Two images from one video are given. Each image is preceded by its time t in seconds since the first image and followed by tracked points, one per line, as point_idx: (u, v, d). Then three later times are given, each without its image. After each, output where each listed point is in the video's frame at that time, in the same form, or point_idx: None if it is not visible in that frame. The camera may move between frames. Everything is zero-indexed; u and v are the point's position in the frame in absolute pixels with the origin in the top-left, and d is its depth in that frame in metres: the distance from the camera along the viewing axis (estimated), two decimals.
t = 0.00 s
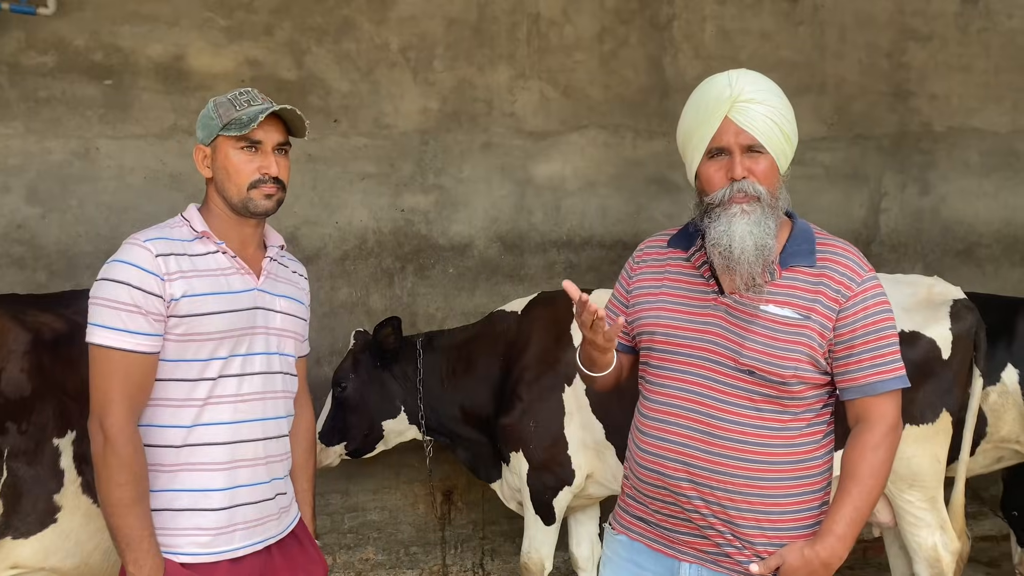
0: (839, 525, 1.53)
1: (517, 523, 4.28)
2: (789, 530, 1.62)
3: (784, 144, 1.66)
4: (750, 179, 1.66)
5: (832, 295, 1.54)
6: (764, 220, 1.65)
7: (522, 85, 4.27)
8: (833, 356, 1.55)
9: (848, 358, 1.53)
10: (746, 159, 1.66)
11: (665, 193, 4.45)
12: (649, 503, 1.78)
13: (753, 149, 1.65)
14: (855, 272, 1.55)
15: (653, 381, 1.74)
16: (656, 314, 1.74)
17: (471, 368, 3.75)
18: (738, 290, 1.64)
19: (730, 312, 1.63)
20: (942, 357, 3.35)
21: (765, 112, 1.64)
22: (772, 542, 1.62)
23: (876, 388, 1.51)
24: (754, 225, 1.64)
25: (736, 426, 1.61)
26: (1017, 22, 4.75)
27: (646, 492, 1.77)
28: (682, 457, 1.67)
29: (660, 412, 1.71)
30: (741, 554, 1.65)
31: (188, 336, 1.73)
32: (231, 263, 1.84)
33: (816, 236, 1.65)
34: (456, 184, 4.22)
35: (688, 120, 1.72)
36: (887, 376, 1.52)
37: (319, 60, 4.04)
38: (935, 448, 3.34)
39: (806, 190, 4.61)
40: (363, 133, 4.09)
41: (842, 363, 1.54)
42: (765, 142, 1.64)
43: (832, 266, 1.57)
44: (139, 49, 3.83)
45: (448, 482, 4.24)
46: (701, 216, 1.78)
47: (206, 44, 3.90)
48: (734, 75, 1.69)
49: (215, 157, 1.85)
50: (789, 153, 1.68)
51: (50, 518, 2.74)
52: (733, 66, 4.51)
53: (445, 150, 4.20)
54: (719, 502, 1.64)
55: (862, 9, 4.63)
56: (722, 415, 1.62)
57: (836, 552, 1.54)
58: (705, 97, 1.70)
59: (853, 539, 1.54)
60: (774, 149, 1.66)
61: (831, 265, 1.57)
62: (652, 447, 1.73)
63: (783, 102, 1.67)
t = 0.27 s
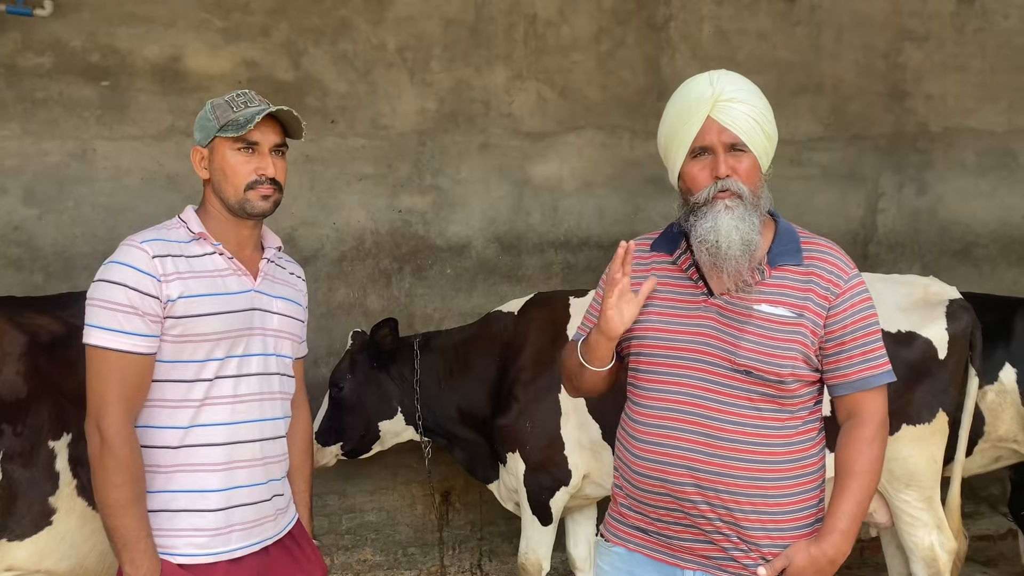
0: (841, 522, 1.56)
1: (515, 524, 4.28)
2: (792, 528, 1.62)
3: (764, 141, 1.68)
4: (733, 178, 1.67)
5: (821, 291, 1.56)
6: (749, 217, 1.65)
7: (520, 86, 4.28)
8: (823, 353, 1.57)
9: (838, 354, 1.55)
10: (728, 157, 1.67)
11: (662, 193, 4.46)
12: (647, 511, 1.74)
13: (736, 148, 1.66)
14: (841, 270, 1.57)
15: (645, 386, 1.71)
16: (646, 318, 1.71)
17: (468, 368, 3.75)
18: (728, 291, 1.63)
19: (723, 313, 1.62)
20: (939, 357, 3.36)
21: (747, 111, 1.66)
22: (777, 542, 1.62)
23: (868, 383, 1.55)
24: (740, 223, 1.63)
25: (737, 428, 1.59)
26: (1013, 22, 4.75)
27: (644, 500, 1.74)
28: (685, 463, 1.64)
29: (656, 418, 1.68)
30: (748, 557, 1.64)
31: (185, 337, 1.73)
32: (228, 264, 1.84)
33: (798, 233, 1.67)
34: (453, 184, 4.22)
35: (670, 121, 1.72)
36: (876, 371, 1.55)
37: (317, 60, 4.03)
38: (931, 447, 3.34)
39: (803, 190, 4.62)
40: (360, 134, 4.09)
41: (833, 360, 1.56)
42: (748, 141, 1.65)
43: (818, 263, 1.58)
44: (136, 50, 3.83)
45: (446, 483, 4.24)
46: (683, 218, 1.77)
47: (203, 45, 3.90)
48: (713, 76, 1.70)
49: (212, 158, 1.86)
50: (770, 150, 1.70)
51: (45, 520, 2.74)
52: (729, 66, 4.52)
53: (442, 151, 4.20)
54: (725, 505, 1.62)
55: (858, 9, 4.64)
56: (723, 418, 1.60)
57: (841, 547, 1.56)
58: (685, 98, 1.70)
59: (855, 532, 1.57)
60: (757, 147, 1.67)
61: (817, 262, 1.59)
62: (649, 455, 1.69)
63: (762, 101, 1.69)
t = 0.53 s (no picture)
0: (831, 520, 1.56)
1: (514, 525, 4.28)
2: (782, 529, 1.62)
3: (749, 141, 1.68)
4: (720, 178, 1.67)
5: (809, 289, 1.57)
6: (735, 217, 1.66)
7: (517, 87, 4.28)
8: (811, 351, 1.59)
9: (827, 352, 1.57)
10: (714, 157, 1.67)
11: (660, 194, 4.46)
12: (636, 514, 1.73)
13: (722, 148, 1.67)
14: (829, 268, 1.59)
15: (635, 387, 1.70)
16: (635, 318, 1.70)
17: (467, 369, 3.76)
18: (717, 291, 1.64)
19: (712, 312, 1.62)
20: (937, 358, 3.36)
21: (731, 111, 1.66)
22: (766, 543, 1.61)
23: (856, 380, 1.56)
24: (726, 223, 1.64)
25: (728, 428, 1.59)
26: (1009, 22, 4.76)
27: (634, 502, 1.72)
28: (676, 463, 1.63)
29: (647, 419, 1.67)
30: (738, 559, 1.63)
31: (183, 339, 1.73)
32: (226, 265, 1.84)
33: (786, 233, 1.68)
34: (451, 185, 4.22)
35: (654, 122, 1.72)
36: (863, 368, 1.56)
37: (314, 62, 4.03)
38: (930, 448, 3.35)
39: (801, 190, 4.62)
40: (358, 135, 4.09)
41: (821, 358, 1.58)
42: (733, 141, 1.65)
43: (807, 261, 1.60)
44: (133, 52, 3.82)
45: (444, 484, 4.24)
46: (669, 218, 1.78)
47: (201, 46, 3.90)
48: (696, 77, 1.71)
49: (209, 160, 1.85)
50: (754, 150, 1.70)
51: (43, 522, 2.73)
52: (727, 67, 4.52)
53: (440, 152, 4.20)
54: (717, 506, 1.62)
55: (856, 10, 4.64)
56: (715, 418, 1.60)
57: (830, 546, 1.56)
58: (669, 99, 1.71)
59: (844, 531, 1.57)
60: (742, 147, 1.67)
61: (806, 261, 1.60)
62: (640, 456, 1.68)
63: (746, 101, 1.69)
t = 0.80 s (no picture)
0: (818, 525, 1.56)
1: (513, 527, 4.28)
2: (768, 532, 1.62)
3: (742, 142, 1.68)
4: (711, 179, 1.68)
5: (799, 293, 1.57)
6: (726, 219, 1.67)
7: (515, 88, 4.28)
8: (801, 354, 1.59)
9: (816, 356, 1.56)
10: (706, 158, 1.67)
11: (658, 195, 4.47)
12: (623, 515, 1.74)
13: (713, 149, 1.67)
14: (820, 271, 1.59)
15: (624, 388, 1.71)
16: (625, 319, 1.71)
17: (465, 371, 3.75)
18: (706, 292, 1.64)
19: (701, 314, 1.63)
20: (935, 359, 3.36)
21: (723, 111, 1.66)
22: (753, 546, 1.62)
23: (845, 384, 1.56)
24: (717, 226, 1.65)
25: (715, 429, 1.60)
26: (1007, 23, 4.77)
27: (621, 503, 1.73)
28: (662, 465, 1.64)
29: (635, 420, 1.67)
30: (724, 561, 1.64)
31: (181, 341, 1.73)
32: (223, 267, 1.84)
33: (778, 236, 1.68)
34: (450, 187, 4.22)
35: (648, 121, 1.73)
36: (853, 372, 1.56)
37: (312, 63, 4.04)
38: (928, 449, 3.35)
39: (798, 191, 4.62)
40: (356, 137, 4.09)
41: (810, 361, 1.57)
42: (724, 141, 1.65)
43: (798, 265, 1.60)
44: (131, 54, 3.82)
45: (443, 485, 4.25)
46: (661, 219, 1.78)
47: (199, 48, 3.90)
48: (691, 76, 1.71)
49: (206, 162, 1.86)
50: (747, 151, 1.70)
51: (44, 525, 2.73)
52: (724, 68, 4.53)
53: (438, 154, 4.21)
54: (703, 508, 1.62)
55: (853, 11, 4.65)
56: (702, 419, 1.60)
57: (816, 550, 1.56)
58: (662, 98, 1.71)
59: (830, 535, 1.57)
60: (734, 148, 1.67)
61: (796, 264, 1.60)
62: (627, 457, 1.69)
63: (740, 101, 1.69)
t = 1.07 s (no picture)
0: (811, 531, 1.54)
1: (511, 528, 4.29)
2: (762, 536, 1.62)
3: (739, 143, 1.68)
4: (707, 181, 1.67)
5: (795, 296, 1.57)
6: (722, 221, 1.67)
7: (514, 90, 4.28)
8: (797, 358, 1.58)
9: (812, 359, 1.55)
10: (702, 159, 1.67)
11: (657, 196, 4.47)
12: (617, 517, 1.75)
13: (710, 150, 1.67)
14: (816, 274, 1.58)
15: (618, 390, 1.72)
16: (620, 322, 1.72)
17: (464, 372, 3.75)
18: (701, 296, 1.64)
19: (696, 318, 1.63)
20: (934, 360, 3.36)
21: (721, 113, 1.66)
22: (746, 549, 1.62)
23: (842, 389, 1.54)
24: (713, 228, 1.65)
25: (707, 434, 1.60)
26: (1005, 24, 4.77)
27: (615, 505, 1.75)
28: (654, 468, 1.65)
29: (628, 423, 1.69)
30: (716, 564, 1.65)
31: (179, 344, 1.73)
32: (221, 270, 1.84)
33: (775, 238, 1.67)
34: (449, 188, 4.22)
35: (645, 121, 1.73)
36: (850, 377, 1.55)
37: (311, 65, 4.03)
38: (927, 450, 3.35)
39: (797, 192, 4.63)
40: (355, 139, 4.09)
41: (806, 365, 1.56)
42: (721, 143, 1.65)
43: (794, 268, 1.59)
44: (130, 56, 3.82)
45: (442, 487, 4.23)
46: (657, 220, 1.78)
47: (198, 50, 3.90)
48: (688, 77, 1.70)
49: (204, 165, 1.86)
50: (744, 153, 1.70)
51: (48, 528, 2.73)
52: (723, 69, 4.53)
53: (437, 155, 4.20)
54: (695, 512, 1.63)
55: (851, 12, 4.65)
56: (694, 424, 1.61)
57: (810, 556, 1.54)
58: (659, 99, 1.71)
59: (826, 541, 1.55)
60: (731, 150, 1.67)
61: (793, 268, 1.59)
62: (620, 460, 1.70)
63: (739, 103, 1.69)
